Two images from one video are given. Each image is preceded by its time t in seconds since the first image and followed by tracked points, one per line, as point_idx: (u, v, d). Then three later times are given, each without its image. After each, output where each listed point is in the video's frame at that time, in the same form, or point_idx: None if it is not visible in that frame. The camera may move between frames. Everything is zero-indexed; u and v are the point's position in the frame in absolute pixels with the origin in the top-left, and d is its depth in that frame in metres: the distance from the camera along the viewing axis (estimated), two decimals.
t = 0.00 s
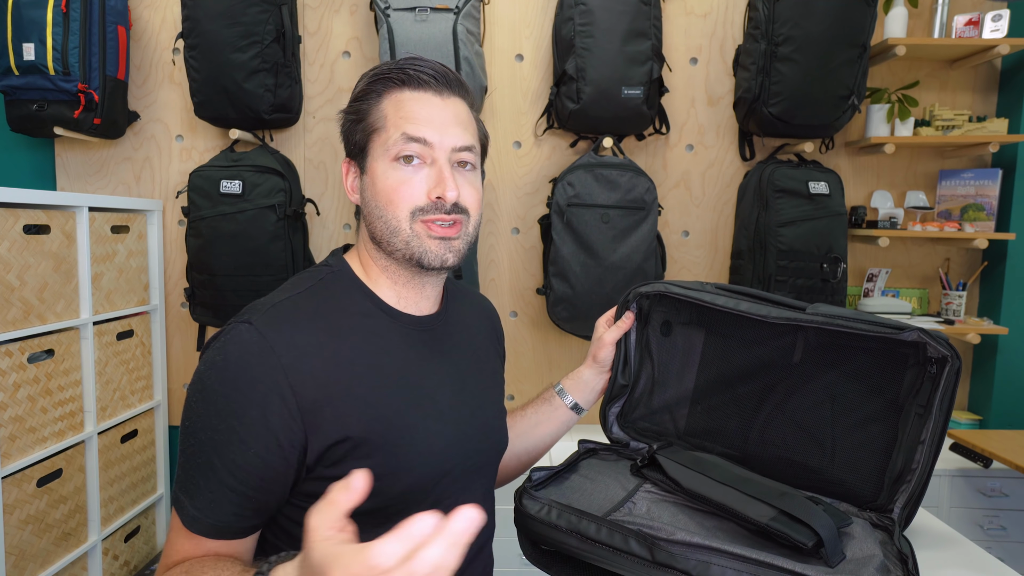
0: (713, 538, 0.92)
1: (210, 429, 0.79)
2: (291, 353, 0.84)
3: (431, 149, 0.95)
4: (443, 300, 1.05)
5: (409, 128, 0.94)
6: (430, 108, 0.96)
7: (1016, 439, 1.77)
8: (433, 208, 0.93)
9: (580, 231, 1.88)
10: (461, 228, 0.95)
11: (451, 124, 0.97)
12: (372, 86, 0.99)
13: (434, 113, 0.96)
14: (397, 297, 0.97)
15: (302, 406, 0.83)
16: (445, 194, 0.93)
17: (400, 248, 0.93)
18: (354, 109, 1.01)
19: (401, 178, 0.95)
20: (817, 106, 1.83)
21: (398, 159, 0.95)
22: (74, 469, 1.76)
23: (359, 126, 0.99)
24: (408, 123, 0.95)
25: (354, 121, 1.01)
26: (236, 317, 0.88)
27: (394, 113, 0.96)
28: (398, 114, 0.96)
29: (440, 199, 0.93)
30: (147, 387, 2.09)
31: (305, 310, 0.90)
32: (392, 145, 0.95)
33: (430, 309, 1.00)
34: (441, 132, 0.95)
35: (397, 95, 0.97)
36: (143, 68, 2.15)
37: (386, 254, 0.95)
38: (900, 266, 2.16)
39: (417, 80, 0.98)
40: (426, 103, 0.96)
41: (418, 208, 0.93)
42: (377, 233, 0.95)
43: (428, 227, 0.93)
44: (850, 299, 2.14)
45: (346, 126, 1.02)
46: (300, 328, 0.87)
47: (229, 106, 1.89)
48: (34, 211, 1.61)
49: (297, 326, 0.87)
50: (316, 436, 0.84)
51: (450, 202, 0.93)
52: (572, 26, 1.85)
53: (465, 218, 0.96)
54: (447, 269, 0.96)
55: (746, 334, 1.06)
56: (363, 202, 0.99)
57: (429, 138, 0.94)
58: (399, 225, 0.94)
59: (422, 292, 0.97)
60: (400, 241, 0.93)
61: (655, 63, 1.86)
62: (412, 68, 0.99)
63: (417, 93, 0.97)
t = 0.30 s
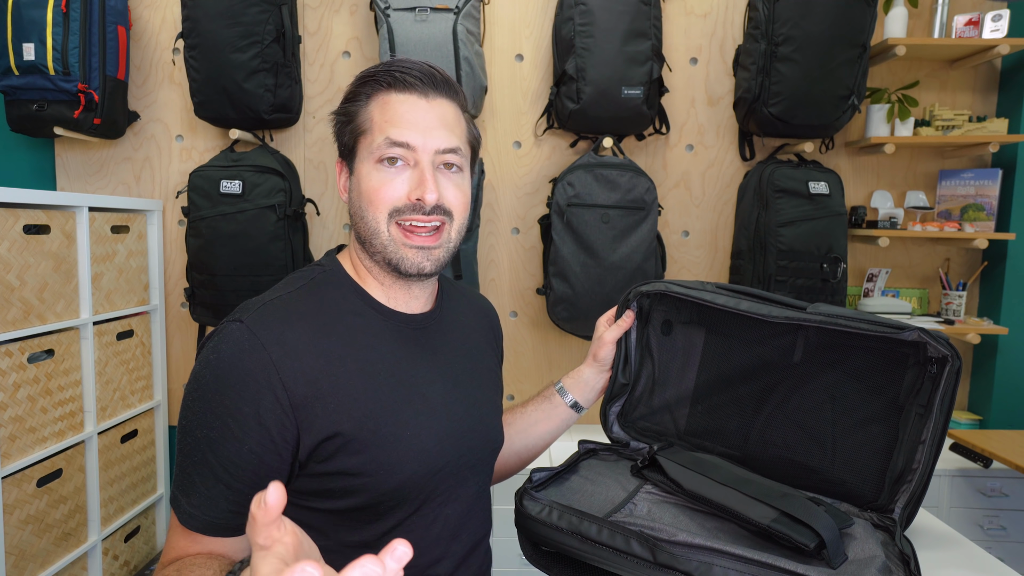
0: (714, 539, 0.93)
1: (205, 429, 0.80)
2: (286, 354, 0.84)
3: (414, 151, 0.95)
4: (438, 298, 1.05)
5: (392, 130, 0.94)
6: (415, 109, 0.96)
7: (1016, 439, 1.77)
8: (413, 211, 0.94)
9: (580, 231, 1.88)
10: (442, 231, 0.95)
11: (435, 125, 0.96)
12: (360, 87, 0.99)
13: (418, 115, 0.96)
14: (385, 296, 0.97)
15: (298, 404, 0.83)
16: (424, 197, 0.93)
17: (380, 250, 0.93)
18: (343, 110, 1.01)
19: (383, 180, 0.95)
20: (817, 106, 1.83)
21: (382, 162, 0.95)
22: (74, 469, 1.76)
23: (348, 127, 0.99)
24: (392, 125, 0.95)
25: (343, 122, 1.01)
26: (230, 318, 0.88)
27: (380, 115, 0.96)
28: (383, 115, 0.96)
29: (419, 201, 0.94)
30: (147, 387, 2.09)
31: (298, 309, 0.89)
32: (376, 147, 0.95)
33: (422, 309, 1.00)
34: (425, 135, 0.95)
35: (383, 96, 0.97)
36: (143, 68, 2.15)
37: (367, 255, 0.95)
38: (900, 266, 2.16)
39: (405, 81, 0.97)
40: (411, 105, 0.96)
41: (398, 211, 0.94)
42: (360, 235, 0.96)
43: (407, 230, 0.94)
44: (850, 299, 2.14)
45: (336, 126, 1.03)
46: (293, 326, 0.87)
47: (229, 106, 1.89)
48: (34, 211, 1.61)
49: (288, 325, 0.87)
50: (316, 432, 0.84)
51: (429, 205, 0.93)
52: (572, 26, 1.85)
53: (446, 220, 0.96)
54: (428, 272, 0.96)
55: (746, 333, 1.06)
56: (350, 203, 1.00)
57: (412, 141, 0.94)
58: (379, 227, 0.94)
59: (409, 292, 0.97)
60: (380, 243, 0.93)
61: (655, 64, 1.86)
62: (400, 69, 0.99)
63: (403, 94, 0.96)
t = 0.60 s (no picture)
0: (713, 539, 0.93)
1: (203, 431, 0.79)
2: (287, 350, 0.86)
3: (413, 150, 0.95)
4: (437, 298, 1.05)
5: (392, 129, 0.95)
6: (416, 109, 0.96)
7: (1016, 439, 1.77)
8: (411, 209, 0.94)
9: (580, 231, 1.88)
10: (441, 230, 0.95)
11: (435, 125, 0.96)
12: (361, 86, 0.99)
13: (419, 114, 0.96)
14: (383, 295, 0.97)
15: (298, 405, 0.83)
16: (423, 196, 0.93)
17: (378, 248, 0.93)
18: (343, 108, 1.01)
19: (382, 178, 0.95)
20: (817, 105, 1.83)
21: (381, 160, 0.95)
22: (74, 469, 1.76)
23: (347, 125, 0.99)
24: (392, 125, 0.95)
25: (343, 120, 1.01)
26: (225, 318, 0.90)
27: (380, 114, 0.96)
28: (383, 114, 0.96)
29: (418, 201, 0.93)
30: (147, 387, 2.09)
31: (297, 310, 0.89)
32: (376, 146, 0.95)
33: (420, 308, 1.00)
34: (425, 135, 0.95)
35: (383, 95, 0.97)
36: (143, 68, 2.15)
37: (365, 254, 0.95)
38: (900, 266, 2.16)
39: (405, 80, 0.97)
40: (412, 105, 0.96)
41: (396, 209, 0.94)
42: (358, 233, 0.96)
43: (405, 228, 0.94)
44: (850, 299, 2.14)
45: (335, 123, 1.03)
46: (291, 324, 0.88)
47: (229, 106, 1.89)
48: (34, 211, 1.61)
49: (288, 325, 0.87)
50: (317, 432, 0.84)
51: (428, 204, 0.93)
52: (572, 26, 1.85)
53: (445, 220, 0.96)
54: (426, 271, 0.96)
55: (747, 333, 1.06)
56: (348, 201, 1.00)
57: (412, 140, 0.94)
58: (377, 226, 0.94)
59: (407, 290, 0.97)
60: (377, 241, 0.93)
61: (655, 63, 1.86)
62: (401, 68, 0.99)
63: (404, 94, 0.96)
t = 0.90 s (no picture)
0: (713, 539, 0.93)
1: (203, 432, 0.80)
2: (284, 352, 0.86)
3: (418, 155, 0.95)
4: (435, 298, 1.05)
5: (396, 133, 0.94)
6: (419, 112, 0.95)
7: (1016, 439, 1.77)
8: (416, 215, 0.93)
9: (580, 231, 1.88)
10: (446, 235, 0.95)
11: (440, 129, 0.96)
12: (362, 87, 0.98)
13: (423, 117, 0.95)
14: (383, 297, 0.97)
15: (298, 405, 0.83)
16: (428, 202, 0.93)
17: (382, 254, 0.93)
18: (344, 108, 1.00)
19: (386, 183, 0.95)
20: (817, 105, 1.83)
21: (384, 164, 0.95)
22: (74, 469, 1.76)
23: (348, 126, 0.99)
24: (395, 128, 0.94)
25: (343, 121, 1.00)
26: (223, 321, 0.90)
27: (383, 116, 0.96)
28: (386, 117, 0.95)
29: (423, 206, 0.93)
30: (147, 387, 2.08)
31: (296, 312, 0.89)
32: (379, 149, 0.95)
33: (419, 309, 0.99)
34: (429, 138, 0.95)
35: (386, 97, 0.96)
36: (143, 68, 2.15)
37: (369, 259, 0.95)
38: (900, 266, 2.16)
39: (408, 82, 0.97)
40: (416, 107, 0.95)
41: (400, 214, 0.93)
42: (360, 237, 0.95)
43: (409, 234, 0.93)
44: (850, 299, 2.14)
45: (335, 124, 1.02)
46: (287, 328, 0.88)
47: (229, 106, 1.89)
48: (34, 211, 1.61)
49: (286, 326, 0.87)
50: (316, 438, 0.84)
51: (434, 210, 0.93)
52: (572, 26, 1.85)
53: (450, 225, 0.96)
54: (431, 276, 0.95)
55: (745, 334, 1.06)
56: (350, 204, 1.00)
57: (417, 144, 0.94)
58: (381, 231, 0.93)
59: (409, 293, 0.97)
60: (381, 246, 0.93)
61: (655, 63, 1.86)
62: (404, 69, 0.98)
63: (407, 96, 0.96)
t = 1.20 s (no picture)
0: (713, 539, 0.93)
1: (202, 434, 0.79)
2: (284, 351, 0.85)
3: (410, 158, 0.95)
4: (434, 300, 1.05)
5: (388, 136, 0.94)
6: (413, 114, 0.95)
7: (1016, 439, 1.77)
8: (407, 220, 0.94)
9: (580, 231, 1.88)
10: (437, 241, 0.95)
11: (434, 131, 0.96)
12: (357, 87, 0.98)
13: (416, 119, 0.95)
14: (381, 300, 0.97)
15: (298, 405, 0.83)
16: (419, 207, 0.93)
17: (373, 258, 0.93)
18: (339, 108, 1.00)
19: (378, 186, 0.95)
20: (817, 106, 1.83)
21: (377, 167, 0.95)
22: (74, 469, 1.76)
23: (344, 127, 0.99)
24: (388, 131, 0.94)
25: (338, 121, 1.00)
26: (232, 317, 0.88)
27: (377, 118, 0.95)
28: (380, 118, 0.95)
29: (414, 211, 0.93)
30: (147, 387, 2.08)
31: (296, 312, 0.89)
32: (371, 152, 0.95)
33: (418, 312, 1.00)
34: (422, 142, 0.95)
35: (381, 98, 0.96)
36: (143, 68, 2.15)
37: (361, 263, 0.96)
38: (900, 266, 2.16)
39: (403, 82, 0.96)
40: (409, 110, 0.95)
41: (392, 219, 0.94)
42: (353, 240, 0.96)
43: (400, 239, 0.94)
44: (850, 299, 2.14)
45: (331, 124, 1.02)
46: (286, 332, 0.86)
47: (229, 106, 1.89)
48: (34, 211, 1.61)
49: (285, 326, 0.87)
50: (316, 439, 0.84)
51: (425, 215, 0.93)
52: (572, 26, 1.85)
53: (442, 230, 0.96)
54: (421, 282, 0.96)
55: (744, 334, 1.06)
56: (344, 205, 1.00)
57: (410, 148, 0.94)
58: (372, 235, 0.94)
59: (405, 297, 0.97)
60: (372, 251, 0.93)
61: (655, 63, 1.86)
62: (400, 69, 0.98)
63: (401, 96, 0.96)
